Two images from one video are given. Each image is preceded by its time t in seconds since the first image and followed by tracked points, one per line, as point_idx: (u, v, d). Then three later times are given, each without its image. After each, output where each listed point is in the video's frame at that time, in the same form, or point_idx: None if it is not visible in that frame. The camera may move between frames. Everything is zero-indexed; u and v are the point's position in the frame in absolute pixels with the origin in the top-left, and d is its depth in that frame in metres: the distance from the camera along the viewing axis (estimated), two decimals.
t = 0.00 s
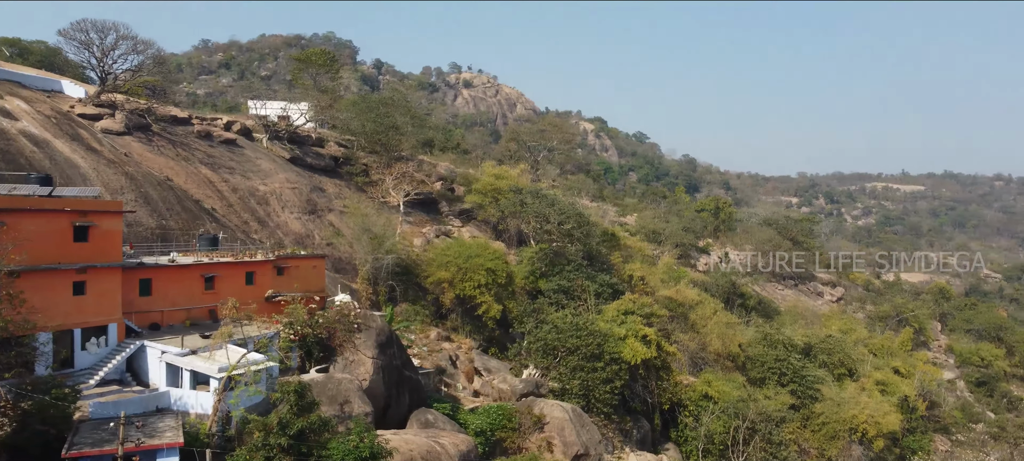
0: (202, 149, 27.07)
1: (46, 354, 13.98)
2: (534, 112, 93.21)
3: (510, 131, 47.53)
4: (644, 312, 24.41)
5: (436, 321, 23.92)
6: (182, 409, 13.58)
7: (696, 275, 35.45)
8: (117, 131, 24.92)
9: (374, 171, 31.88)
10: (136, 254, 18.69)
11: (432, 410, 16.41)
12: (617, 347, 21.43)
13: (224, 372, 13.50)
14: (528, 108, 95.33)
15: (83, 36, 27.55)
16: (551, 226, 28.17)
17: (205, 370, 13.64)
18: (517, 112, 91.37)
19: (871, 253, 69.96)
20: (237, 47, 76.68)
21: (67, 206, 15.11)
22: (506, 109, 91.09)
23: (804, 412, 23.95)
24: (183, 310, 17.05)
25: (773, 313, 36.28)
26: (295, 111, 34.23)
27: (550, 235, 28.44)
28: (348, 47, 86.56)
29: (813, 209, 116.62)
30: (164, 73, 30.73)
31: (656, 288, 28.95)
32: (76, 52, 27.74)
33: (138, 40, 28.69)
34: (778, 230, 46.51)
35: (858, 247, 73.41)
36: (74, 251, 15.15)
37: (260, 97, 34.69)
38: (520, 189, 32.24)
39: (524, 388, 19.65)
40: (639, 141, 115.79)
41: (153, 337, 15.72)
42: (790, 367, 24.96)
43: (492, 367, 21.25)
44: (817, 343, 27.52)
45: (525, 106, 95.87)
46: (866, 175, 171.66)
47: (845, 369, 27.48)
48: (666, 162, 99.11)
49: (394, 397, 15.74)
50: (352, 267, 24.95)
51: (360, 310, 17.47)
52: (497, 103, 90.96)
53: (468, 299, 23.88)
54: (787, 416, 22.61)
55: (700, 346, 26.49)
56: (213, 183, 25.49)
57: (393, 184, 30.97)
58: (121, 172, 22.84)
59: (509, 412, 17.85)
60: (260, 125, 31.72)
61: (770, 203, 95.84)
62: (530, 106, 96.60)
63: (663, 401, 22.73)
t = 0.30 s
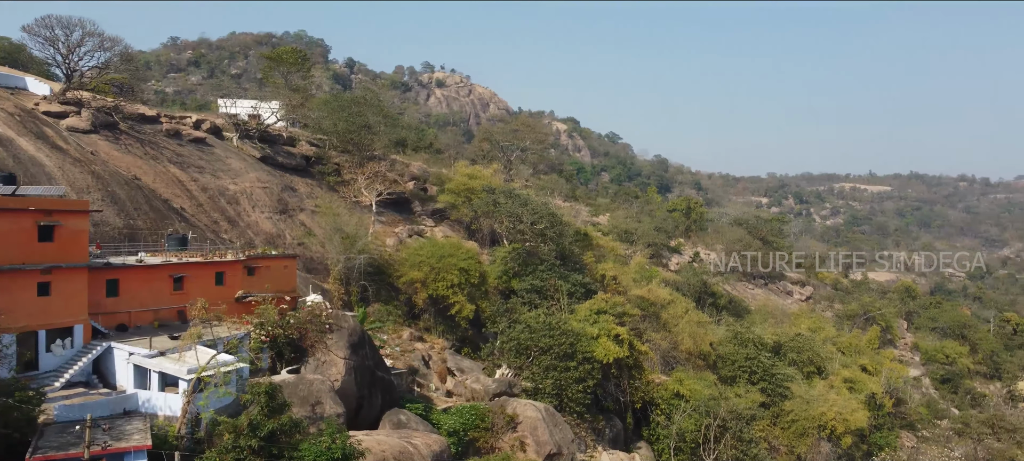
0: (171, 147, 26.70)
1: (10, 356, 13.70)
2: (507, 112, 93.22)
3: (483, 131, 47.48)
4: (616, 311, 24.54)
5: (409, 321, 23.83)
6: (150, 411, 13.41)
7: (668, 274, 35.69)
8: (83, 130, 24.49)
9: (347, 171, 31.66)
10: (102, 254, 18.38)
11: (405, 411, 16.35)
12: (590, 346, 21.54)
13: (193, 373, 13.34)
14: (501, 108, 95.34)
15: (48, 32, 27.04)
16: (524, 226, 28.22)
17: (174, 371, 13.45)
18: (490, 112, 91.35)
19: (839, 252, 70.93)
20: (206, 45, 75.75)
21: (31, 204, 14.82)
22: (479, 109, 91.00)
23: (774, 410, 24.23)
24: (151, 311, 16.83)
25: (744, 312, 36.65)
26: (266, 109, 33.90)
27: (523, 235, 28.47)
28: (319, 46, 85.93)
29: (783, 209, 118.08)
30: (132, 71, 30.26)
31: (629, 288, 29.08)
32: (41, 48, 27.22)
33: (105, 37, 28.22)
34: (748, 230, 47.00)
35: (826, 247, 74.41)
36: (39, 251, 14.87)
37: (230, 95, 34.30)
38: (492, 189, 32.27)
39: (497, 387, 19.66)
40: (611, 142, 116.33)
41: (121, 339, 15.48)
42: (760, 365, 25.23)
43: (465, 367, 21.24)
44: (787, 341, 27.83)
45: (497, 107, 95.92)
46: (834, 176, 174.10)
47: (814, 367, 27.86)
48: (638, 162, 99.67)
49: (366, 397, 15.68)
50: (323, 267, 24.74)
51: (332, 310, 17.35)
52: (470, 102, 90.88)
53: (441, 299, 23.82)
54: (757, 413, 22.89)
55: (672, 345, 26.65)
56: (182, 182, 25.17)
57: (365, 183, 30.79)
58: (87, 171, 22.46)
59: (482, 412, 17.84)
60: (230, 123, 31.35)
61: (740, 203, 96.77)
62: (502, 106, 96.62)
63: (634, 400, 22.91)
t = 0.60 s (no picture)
0: (139, 146, 26.33)
1: None
2: (480, 112, 93.19)
3: (456, 131, 47.40)
4: (589, 310, 24.64)
5: (381, 321, 23.74)
6: (118, 414, 13.22)
7: (640, 274, 35.91)
8: (48, 127, 24.07)
9: (318, 170, 31.43)
10: (68, 254, 18.07)
11: (377, 411, 16.27)
12: (563, 346, 21.64)
13: (162, 375, 13.13)
14: (474, 108, 95.29)
15: (12, 28, 26.51)
16: (497, 226, 28.23)
17: (142, 373, 13.25)
18: (462, 112, 91.21)
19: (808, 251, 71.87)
20: (176, 42, 74.80)
21: None
22: (452, 109, 90.84)
23: (745, 408, 24.48)
24: (118, 312, 16.58)
25: (715, 311, 37.00)
26: (236, 108, 33.56)
27: (495, 235, 28.47)
28: (291, 44, 85.22)
29: (753, 209, 119.33)
30: (99, 68, 29.78)
31: (601, 287, 29.19)
32: (5, 44, 26.69)
33: (71, 33, 27.74)
34: (719, 229, 47.46)
35: (795, 246, 75.36)
36: (3, 252, 14.57)
37: (199, 93, 33.88)
38: (465, 189, 32.26)
39: (470, 387, 19.64)
40: (584, 142, 116.79)
41: (87, 341, 15.23)
42: (731, 363, 25.49)
43: (438, 367, 21.23)
44: (757, 340, 28.10)
45: (470, 106, 95.86)
46: (803, 176, 176.38)
47: (783, 365, 28.19)
48: (610, 163, 100.15)
49: (338, 399, 15.58)
50: (295, 267, 24.53)
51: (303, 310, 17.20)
52: (442, 102, 90.69)
53: (413, 299, 23.75)
54: (728, 412, 23.15)
55: (644, 344, 26.81)
56: (150, 181, 24.82)
57: (337, 183, 30.58)
58: (52, 169, 22.06)
59: (455, 412, 17.80)
60: (199, 122, 30.98)
61: (711, 203, 97.68)
62: (475, 106, 96.55)
63: (607, 399, 23.04)
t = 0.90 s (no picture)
0: (106, 144, 25.92)
1: None
2: (452, 112, 93.04)
3: (428, 130, 47.24)
4: (562, 310, 24.69)
5: (353, 322, 23.61)
6: (83, 417, 13.00)
7: (613, 273, 36.08)
8: (12, 126, 23.59)
9: (289, 169, 31.16)
10: (32, 255, 17.72)
11: (349, 412, 16.18)
12: (536, 346, 21.73)
13: (129, 377, 12.94)
14: (446, 108, 95.11)
15: None
16: (470, 225, 28.20)
17: (108, 375, 13.03)
18: (435, 111, 91.02)
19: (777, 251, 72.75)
20: (144, 40, 73.72)
21: None
22: (424, 108, 90.55)
23: (715, 406, 24.73)
24: (85, 313, 16.29)
25: (686, 310, 37.30)
26: (206, 106, 33.15)
27: (468, 235, 28.44)
28: (261, 43, 84.40)
29: (723, 209, 120.47)
30: (64, 65, 29.26)
31: (574, 287, 29.27)
32: None
33: (36, 30, 27.23)
34: (690, 229, 47.88)
35: (765, 246, 76.19)
36: None
37: (168, 92, 33.42)
38: (438, 189, 32.22)
39: (443, 387, 19.57)
40: (557, 142, 117.10)
41: (53, 343, 14.94)
42: (702, 362, 25.72)
43: (410, 367, 21.27)
44: (728, 339, 28.41)
45: (443, 106, 95.70)
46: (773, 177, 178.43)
47: (754, 364, 28.51)
48: (583, 163, 100.49)
49: (310, 400, 15.47)
50: (266, 267, 24.26)
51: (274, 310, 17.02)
52: (415, 101, 90.40)
53: (386, 300, 23.62)
54: (699, 410, 23.39)
55: (617, 343, 26.93)
56: (117, 180, 24.44)
57: (309, 183, 30.32)
58: (16, 168, 21.62)
59: (428, 412, 17.72)
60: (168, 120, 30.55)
61: (683, 203, 98.47)
62: (448, 106, 96.36)
63: (580, 398, 23.16)
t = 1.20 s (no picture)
0: (71, 143, 25.45)
1: None
2: (425, 111, 92.82)
3: (401, 129, 47.02)
4: (534, 309, 24.74)
5: (324, 323, 23.45)
6: (48, 421, 12.78)
7: (585, 273, 36.23)
8: None
9: (260, 169, 30.86)
10: None
11: (320, 413, 16.08)
12: (508, 345, 21.77)
13: (95, 379, 12.71)
14: (418, 107, 94.82)
15: None
16: (442, 225, 28.16)
17: (73, 377, 12.78)
18: (407, 111, 90.72)
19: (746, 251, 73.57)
20: (110, 36, 72.54)
21: None
22: (396, 108, 90.23)
23: (686, 405, 24.97)
24: (50, 315, 15.98)
25: (658, 309, 37.59)
26: (174, 104, 32.70)
27: (441, 235, 28.40)
28: (231, 40, 83.49)
29: (694, 209, 121.42)
30: (28, 62, 28.71)
31: (546, 286, 29.33)
32: None
33: None
34: (662, 229, 48.26)
35: (734, 245, 77.00)
36: None
37: (135, 90, 32.92)
38: (411, 189, 32.15)
39: (415, 388, 19.50)
40: (529, 142, 117.29)
41: (16, 345, 14.62)
42: (673, 361, 25.96)
43: (383, 368, 21.15)
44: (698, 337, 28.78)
45: (416, 105, 95.39)
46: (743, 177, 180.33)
47: (724, 362, 28.80)
48: (555, 163, 100.76)
49: (281, 401, 15.35)
50: (236, 267, 23.98)
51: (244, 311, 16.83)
52: (387, 100, 89.97)
53: (357, 300, 23.47)
54: (670, 408, 23.60)
55: (589, 342, 27.04)
56: (83, 179, 24.03)
57: (279, 182, 30.02)
58: None
59: (400, 413, 17.66)
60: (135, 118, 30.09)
61: (654, 204, 99.19)
62: (421, 105, 96.07)
63: (552, 397, 23.24)
